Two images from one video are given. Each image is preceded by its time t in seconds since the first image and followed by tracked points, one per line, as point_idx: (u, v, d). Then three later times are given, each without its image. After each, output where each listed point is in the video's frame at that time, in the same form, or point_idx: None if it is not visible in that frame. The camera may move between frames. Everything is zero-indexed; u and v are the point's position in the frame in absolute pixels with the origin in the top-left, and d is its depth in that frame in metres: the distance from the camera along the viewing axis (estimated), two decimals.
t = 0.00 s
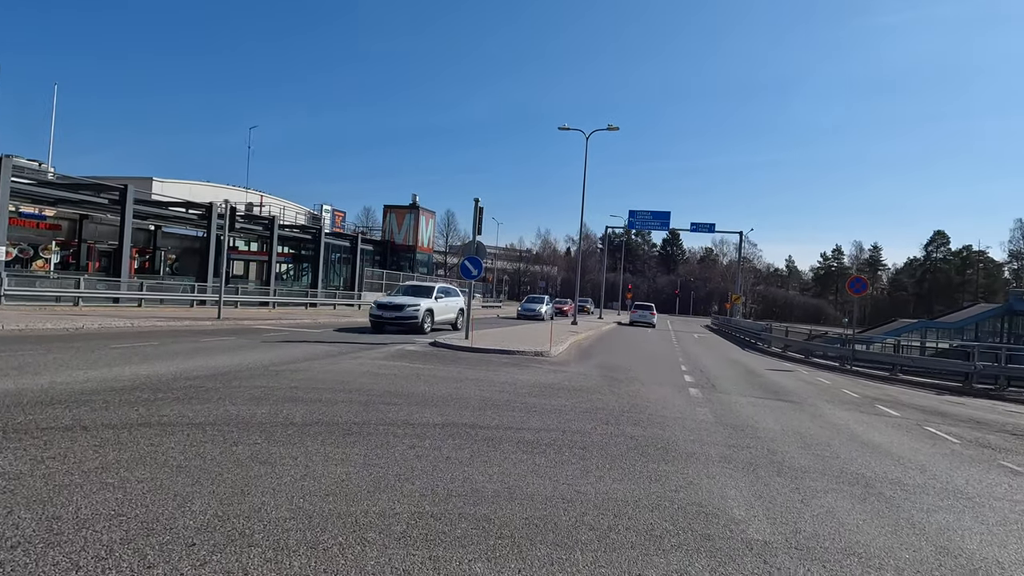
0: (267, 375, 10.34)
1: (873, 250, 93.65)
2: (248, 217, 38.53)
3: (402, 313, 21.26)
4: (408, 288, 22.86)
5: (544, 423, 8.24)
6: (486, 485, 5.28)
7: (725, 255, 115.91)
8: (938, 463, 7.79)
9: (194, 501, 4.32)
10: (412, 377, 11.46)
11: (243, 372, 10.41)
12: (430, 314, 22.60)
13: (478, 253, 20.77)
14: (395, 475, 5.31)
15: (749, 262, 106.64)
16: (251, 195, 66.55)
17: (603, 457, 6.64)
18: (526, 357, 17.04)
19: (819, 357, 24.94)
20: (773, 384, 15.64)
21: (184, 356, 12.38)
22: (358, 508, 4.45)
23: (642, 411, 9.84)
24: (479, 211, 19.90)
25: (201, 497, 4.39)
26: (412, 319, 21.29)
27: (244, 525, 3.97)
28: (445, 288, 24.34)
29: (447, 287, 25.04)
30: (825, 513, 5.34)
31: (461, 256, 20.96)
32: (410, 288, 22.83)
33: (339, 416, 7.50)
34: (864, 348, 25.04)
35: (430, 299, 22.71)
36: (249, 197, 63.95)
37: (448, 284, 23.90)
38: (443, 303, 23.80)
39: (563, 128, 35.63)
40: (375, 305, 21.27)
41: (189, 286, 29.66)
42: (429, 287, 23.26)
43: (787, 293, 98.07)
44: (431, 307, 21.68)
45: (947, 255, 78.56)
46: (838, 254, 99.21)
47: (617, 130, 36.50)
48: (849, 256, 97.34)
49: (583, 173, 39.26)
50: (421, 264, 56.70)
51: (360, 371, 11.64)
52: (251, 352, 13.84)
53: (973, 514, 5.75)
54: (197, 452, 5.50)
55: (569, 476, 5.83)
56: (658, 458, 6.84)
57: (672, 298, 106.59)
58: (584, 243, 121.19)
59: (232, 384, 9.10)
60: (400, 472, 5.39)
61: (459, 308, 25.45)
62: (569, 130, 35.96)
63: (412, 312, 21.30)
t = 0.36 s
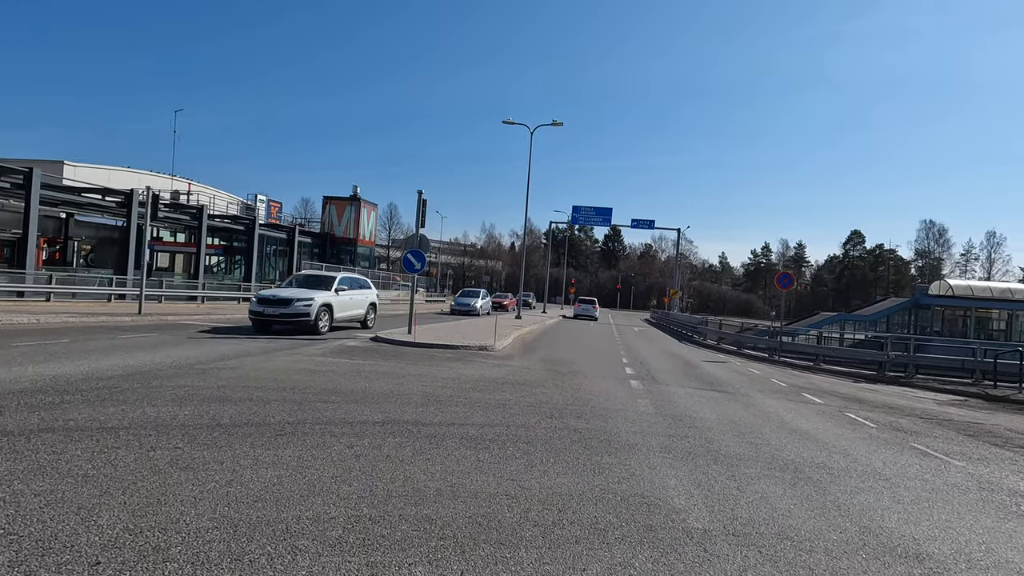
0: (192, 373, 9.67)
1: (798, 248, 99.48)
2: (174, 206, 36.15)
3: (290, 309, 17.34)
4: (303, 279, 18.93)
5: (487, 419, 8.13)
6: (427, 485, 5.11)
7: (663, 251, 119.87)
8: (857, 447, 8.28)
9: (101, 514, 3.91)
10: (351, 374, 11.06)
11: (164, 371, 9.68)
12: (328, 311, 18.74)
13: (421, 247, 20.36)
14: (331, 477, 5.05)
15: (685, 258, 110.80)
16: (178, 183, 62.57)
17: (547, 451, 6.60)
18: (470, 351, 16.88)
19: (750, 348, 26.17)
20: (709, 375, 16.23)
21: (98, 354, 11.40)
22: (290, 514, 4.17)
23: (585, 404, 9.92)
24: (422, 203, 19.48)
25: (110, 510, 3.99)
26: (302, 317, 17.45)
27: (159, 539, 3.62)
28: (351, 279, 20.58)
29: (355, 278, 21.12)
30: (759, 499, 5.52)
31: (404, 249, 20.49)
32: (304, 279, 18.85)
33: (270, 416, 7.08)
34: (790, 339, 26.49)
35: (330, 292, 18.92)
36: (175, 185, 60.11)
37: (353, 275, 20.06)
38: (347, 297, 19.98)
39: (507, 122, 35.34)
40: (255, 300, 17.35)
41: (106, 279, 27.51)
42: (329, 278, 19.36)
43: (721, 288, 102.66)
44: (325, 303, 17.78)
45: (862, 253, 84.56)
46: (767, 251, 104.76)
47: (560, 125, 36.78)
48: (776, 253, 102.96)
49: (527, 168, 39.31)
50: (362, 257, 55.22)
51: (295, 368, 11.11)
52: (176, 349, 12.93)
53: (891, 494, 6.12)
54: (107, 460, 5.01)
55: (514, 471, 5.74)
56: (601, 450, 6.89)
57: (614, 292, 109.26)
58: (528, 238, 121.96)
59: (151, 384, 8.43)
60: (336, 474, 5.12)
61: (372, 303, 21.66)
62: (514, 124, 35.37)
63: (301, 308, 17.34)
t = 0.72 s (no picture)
0: (118, 379, 8.96)
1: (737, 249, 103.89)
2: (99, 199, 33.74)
3: (137, 313, 12.80)
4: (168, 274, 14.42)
5: (440, 422, 7.93)
6: (378, 494, 4.88)
7: (611, 251, 122.43)
8: (799, 441, 8.62)
9: (7, 543, 3.48)
10: (296, 377, 10.58)
11: (87, 378, 8.92)
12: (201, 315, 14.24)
13: (370, 244, 19.80)
14: (274, 490, 4.74)
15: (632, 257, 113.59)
16: (103, 174, 58.46)
17: (502, 454, 6.49)
18: (420, 352, 16.55)
19: (694, 345, 27.01)
20: (657, 372, 16.59)
21: (10, 360, 10.39)
22: (228, 533, 3.86)
23: (539, 404, 9.87)
24: (370, 200, 18.93)
25: (17, 538, 3.56)
26: (156, 323, 12.95)
27: (75, 570, 3.25)
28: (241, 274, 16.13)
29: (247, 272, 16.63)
30: (711, 496, 5.60)
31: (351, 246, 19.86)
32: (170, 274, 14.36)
33: (207, 425, 6.61)
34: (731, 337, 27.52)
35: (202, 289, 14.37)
36: (100, 176, 56.14)
37: (238, 268, 15.58)
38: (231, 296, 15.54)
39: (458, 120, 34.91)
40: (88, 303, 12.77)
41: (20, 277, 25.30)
42: (205, 271, 14.86)
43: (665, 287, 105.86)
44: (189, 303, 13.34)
45: (796, 254, 89.26)
46: (709, 252, 108.87)
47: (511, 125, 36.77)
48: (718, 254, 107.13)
49: (478, 166, 39.09)
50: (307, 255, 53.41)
51: (234, 371, 10.51)
52: (101, 353, 11.98)
53: (832, 486, 6.36)
54: (15, 480, 4.51)
55: (468, 476, 5.59)
56: (556, 451, 6.83)
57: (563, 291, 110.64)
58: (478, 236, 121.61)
59: (70, 393, 7.72)
60: (279, 486, 4.81)
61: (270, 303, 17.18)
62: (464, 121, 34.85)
63: (152, 311, 12.83)
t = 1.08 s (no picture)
0: (39, 388, 8.28)
1: (684, 248, 107.28)
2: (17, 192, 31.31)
3: None
4: None
5: (391, 425, 7.74)
6: (325, 503, 4.70)
7: (564, 250, 123.97)
8: (743, 435, 8.93)
9: None
10: (238, 381, 10.10)
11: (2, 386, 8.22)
12: None
13: (318, 242, 19.20)
14: (212, 503, 4.47)
15: (584, 256, 115.36)
16: (23, 166, 54.25)
17: (454, 456, 6.39)
18: (371, 353, 16.19)
19: (644, 343, 27.63)
20: (609, 370, 16.86)
21: None
22: (159, 552, 3.61)
23: (492, 405, 9.82)
24: (318, 196, 18.36)
25: None
26: None
27: None
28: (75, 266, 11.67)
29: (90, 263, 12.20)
30: (662, 492, 5.70)
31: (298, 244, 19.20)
32: None
33: (138, 435, 6.19)
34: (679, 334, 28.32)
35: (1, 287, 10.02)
36: (20, 168, 52.11)
37: (67, 255, 11.21)
38: (56, 297, 10.99)
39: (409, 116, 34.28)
40: None
41: None
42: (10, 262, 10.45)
43: (617, 285, 108.09)
44: None
45: (739, 253, 93.04)
46: (657, 251, 111.97)
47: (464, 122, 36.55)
48: (666, 253, 110.33)
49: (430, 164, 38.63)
50: (252, 253, 51.34)
51: (170, 377, 9.94)
52: (18, 359, 11.06)
53: (774, 477, 6.61)
54: None
55: (420, 480, 5.47)
56: (508, 452, 6.79)
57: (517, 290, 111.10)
58: (431, 235, 120.42)
59: None
60: (218, 499, 4.56)
61: (128, 304, 12.80)
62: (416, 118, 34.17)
63: None
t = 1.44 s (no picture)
0: None
1: (638, 245, 109.61)
2: None
3: None
4: None
5: (343, 427, 7.52)
6: (270, 511, 4.49)
7: (521, 247, 124.42)
8: (694, 427, 9.17)
9: None
10: (178, 385, 9.60)
11: None
12: None
13: (266, 239, 18.52)
14: (146, 516, 4.22)
15: (541, 253, 116.13)
16: None
17: (408, 458, 6.27)
18: (323, 353, 15.76)
19: (599, 338, 28.04)
20: (565, 366, 17.02)
21: None
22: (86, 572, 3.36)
23: (447, 403, 9.71)
24: (266, 191, 17.71)
25: None
26: None
27: None
28: None
29: None
30: (615, 487, 5.77)
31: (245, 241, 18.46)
32: None
33: (65, 446, 5.78)
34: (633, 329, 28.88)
35: None
36: None
37: None
38: None
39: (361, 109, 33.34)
40: None
41: None
42: None
43: (573, 282, 109.38)
44: None
45: (690, 250, 95.79)
46: (612, 248, 113.98)
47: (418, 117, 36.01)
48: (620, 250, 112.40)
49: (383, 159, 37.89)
50: (196, 250, 49.12)
51: (104, 382, 9.35)
52: None
53: (722, 468, 6.81)
54: None
55: (372, 484, 5.33)
56: (463, 451, 6.72)
57: (474, 288, 110.81)
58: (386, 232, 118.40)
59: None
60: (153, 511, 4.30)
61: None
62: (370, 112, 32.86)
63: None
